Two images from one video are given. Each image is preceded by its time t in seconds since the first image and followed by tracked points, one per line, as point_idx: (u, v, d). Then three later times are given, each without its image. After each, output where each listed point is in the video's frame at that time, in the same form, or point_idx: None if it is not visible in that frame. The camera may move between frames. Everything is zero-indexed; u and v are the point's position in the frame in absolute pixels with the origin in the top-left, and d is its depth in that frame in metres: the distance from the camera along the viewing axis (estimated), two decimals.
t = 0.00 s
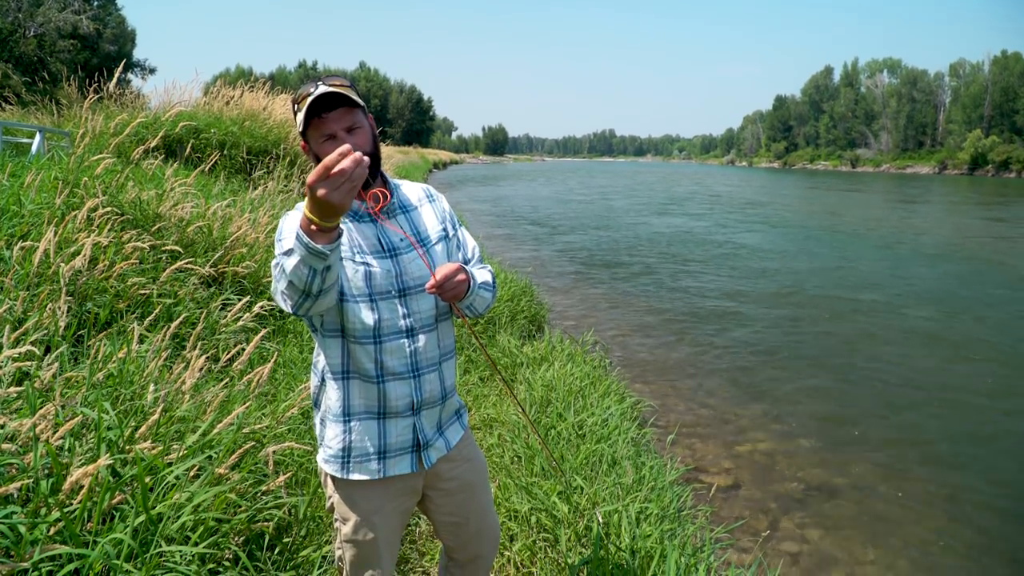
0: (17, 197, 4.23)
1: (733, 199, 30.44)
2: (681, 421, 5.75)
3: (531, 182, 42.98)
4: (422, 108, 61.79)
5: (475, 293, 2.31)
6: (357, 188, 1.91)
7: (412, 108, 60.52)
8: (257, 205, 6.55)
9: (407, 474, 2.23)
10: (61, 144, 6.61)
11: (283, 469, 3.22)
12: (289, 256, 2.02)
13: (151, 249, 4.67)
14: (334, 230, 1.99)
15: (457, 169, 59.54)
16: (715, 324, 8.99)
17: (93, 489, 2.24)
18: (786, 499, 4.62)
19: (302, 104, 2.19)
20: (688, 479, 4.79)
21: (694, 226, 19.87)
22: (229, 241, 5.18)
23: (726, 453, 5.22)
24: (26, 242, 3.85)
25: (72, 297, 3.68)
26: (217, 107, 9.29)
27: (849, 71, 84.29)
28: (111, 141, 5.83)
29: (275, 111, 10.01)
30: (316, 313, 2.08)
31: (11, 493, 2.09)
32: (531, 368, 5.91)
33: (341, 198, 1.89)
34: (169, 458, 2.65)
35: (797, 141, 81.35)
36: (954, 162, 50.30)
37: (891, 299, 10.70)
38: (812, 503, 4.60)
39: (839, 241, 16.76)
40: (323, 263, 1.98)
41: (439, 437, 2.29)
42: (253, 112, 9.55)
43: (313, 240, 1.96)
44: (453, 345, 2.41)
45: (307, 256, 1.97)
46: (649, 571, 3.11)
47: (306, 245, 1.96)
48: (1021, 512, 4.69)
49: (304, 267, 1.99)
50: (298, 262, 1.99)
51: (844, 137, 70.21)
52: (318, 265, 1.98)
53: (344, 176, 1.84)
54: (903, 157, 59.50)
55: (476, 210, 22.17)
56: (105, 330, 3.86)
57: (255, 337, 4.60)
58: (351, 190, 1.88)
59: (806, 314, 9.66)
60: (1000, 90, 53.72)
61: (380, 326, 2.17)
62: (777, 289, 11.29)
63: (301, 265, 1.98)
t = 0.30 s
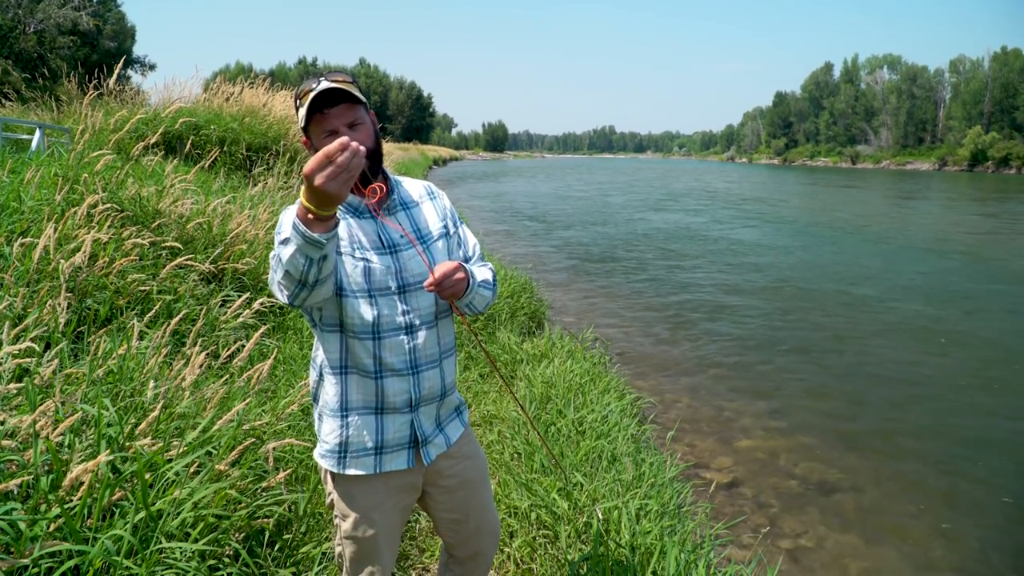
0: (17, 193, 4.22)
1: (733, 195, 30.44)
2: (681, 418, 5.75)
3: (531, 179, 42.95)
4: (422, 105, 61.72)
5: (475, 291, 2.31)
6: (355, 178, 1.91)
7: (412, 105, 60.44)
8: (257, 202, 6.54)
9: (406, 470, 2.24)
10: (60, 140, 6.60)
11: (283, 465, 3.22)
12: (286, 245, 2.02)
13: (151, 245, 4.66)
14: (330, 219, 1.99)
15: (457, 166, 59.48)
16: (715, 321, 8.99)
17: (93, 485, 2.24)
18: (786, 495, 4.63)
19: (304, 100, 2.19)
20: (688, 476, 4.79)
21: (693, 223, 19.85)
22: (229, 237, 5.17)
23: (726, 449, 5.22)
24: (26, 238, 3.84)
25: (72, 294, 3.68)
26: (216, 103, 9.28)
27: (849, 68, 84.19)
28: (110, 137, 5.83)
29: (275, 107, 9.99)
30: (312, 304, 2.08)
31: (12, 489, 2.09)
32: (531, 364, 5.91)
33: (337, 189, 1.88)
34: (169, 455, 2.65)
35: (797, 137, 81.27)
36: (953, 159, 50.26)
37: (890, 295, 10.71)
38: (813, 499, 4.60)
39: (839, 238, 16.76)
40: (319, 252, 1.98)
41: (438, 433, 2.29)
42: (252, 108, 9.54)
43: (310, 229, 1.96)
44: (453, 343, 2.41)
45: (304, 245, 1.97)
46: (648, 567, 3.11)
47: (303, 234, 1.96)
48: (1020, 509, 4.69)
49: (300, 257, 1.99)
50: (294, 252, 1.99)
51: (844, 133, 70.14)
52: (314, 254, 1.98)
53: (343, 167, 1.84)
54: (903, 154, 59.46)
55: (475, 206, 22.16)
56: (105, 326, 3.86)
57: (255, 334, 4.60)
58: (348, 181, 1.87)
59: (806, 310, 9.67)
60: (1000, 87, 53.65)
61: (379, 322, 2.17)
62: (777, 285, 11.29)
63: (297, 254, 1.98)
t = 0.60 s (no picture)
0: (17, 193, 4.22)
1: (733, 194, 30.43)
2: (681, 417, 5.75)
3: (532, 178, 42.93)
4: (422, 105, 61.68)
5: (483, 289, 2.38)
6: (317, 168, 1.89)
7: (412, 105, 60.42)
8: (257, 202, 6.54)
9: (404, 468, 2.23)
10: (60, 139, 6.60)
11: (283, 465, 3.22)
12: (257, 226, 2.03)
13: (151, 244, 4.66)
14: (297, 201, 1.98)
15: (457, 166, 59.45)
16: (716, 320, 8.99)
17: (92, 484, 2.25)
18: (786, 495, 4.63)
19: (308, 98, 2.21)
20: (688, 475, 4.79)
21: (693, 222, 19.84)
22: (230, 237, 5.16)
23: (726, 449, 5.22)
24: (26, 237, 3.84)
25: (72, 293, 3.68)
26: (216, 103, 9.27)
27: (849, 68, 84.19)
28: (110, 137, 5.83)
29: (275, 107, 9.98)
30: (290, 289, 2.06)
31: (11, 489, 2.09)
32: (531, 364, 5.91)
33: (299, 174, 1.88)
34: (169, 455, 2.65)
35: (797, 137, 81.25)
36: (954, 158, 50.24)
37: (890, 294, 10.71)
38: (813, 499, 4.60)
39: (839, 237, 16.74)
40: (285, 236, 1.98)
41: (437, 432, 2.28)
42: (253, 108, 9.53)
43: (276, 210, 1.96)
44: (453, 344, 2.40)
45: (272, 227, 1.97)
46: (648, 567, 3.12)
47: (269, 215, 1.97)
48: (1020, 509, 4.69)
49: (269, 238, 2.00)
50: (264, 232, 2.00)
51: (844, 133, 70.12)
52: (280, 236, 1.98)
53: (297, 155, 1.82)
54: (903, 153, 59.43)
55: (475, 206, 22.16)
56: (105, 326, 3.86)
57: (255, 334, 4.60)
58: (305, 171, 1.86)
59: (805, 309, 9.68)
60: (1000, 86, 53.64)
61: (378, 320, 2.17)
62: (777, 285, 11.28)
63: (267, 235, 1.99)
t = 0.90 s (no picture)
0: (17, 194, 4.22)
1: (733, 194, 30.43)
2: (681, 418, 5.75)
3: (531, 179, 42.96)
4: (422, 105, 61.72)
5: (489, 288, 2.39)
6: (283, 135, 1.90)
7: (412, 106, 60.45)
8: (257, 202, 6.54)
9: (401, 468, 2.23)
10: (60, 140, 6.60)
11: (283, 466, 3.22)
12: (230, 207, 2.03)
13: (151, 245, 4.66)
14: (264, 175, 1.97)
15: (457, 166, 59.47)
16: (715, 321, 8.99)
17: (92, 485, 2.24)
18: (786, 496, 4.63)
19: (307, 96, 2.21)
20: (688, 476, 4.79)
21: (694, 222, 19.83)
22: (229, 237, 5.16)
23: (726, 450, 5.22)
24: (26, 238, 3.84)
25: (72, 294, 3.69)
26: (216, 104, 9.28)
27: (848, 69, 84.25)
28: (110, 138, 5.83)
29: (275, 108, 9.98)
30: (277, 275, 2.04)
31: (11, 489, 2.09)
32: (531, 364, 5.91)
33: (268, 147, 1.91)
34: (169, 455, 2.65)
35: (797, 138, 81.29)
36: (953, 159, 50.26)
37: (890, 295, 10.72)
38: (813, 500, 4.60)
39: (840, 237, 16.73)
40: (258, 212, 1.97)
41: (433, 432, 2.28)
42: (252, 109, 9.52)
43: (243, 186, 1.95)
44: (452, 345, 2.40)
45: (243, 205, 1.96)
46: (648, 568, 3.12)
47: (239, 194, 1.95)
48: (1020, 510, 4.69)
49: (244, 219, 1.99)
50: (238, 215, 1.99)
51: (844, 134, 70.14)
52: (253, 214, 1.97)
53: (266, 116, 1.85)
54: (902, 154, 59.46)
55: (475, 206, 22.17)
56: (105, 327, 3.86)
57: (254, 334, 4.61)
58: (276, 136, 1.87)
59: (805, 310, 9.68)
60: (999, 87, 53.67)
61: (374, 318, 2.18)
62: (777, 285, 11.27)
63: (241, 217, 1.98)
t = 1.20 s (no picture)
0: (16, 195, 4.22)
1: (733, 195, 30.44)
2: (680, 419, 5.75)
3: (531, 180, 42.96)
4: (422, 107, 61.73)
5: (489, 292, 2.41)
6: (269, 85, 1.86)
7: (411, 107, 60.46)
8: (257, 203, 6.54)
9: (399, 468, 2.23)
10: (60, 141, 6.60)
11: (284, 467, 3.22)
12: (231, 187, 2.00)
13: (150, 247, 4.65)
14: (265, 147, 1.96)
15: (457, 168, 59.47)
16: (715, 322, 8.99)
17: (92, 487, 2.24)
18: (786, 497, 4.63)
19: (304, 96, 2.22)
20: (688, 477, 4.79)
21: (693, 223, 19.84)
22: (229, 239, 5.16)
23: (726, 451, 5.22)
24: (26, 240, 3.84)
25: (71, 295, 3.68)
26: (216, 105, 9.28)
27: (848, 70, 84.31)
28: (110, 139, 5.83)
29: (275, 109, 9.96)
30: (275, 261, 2.04)
31: (11, 491, 2.09)
32: (530, 366, 5.91)
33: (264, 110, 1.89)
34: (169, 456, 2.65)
35: (796, 139, 81.33)
36: (953, 160, 50.28)
37: (890, 296, 10.72)
38: (813, 501, 4.60)
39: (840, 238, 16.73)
40: (262, 187, 1.96)
41: (431, 431, 2.27)
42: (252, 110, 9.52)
43: (248, 160, 1.94)
44: (451, 347, 2.40)
45: (247, 180, 1.95)
46: (648, 570, 3.11)
47: (244, 168, 1.94)
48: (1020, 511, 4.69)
49: (246, 196, 1.97)
50: (241, 191, 1.97)
51: (843, 135, 70.17)
52: (257, 189, 1.96)
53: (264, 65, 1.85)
54: (902, 155, 59.48)
55: (475, 207, 22.16)
56: (105, 328, 3.86)
57: (254, 336, 4.61)
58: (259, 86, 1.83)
59: (804, 311, 9.68)
60: (999, 88, 53.72)
61: (371, 316, 2.19)
62: (777, 286, 11.28)
63: (243, 194, 1.97)
